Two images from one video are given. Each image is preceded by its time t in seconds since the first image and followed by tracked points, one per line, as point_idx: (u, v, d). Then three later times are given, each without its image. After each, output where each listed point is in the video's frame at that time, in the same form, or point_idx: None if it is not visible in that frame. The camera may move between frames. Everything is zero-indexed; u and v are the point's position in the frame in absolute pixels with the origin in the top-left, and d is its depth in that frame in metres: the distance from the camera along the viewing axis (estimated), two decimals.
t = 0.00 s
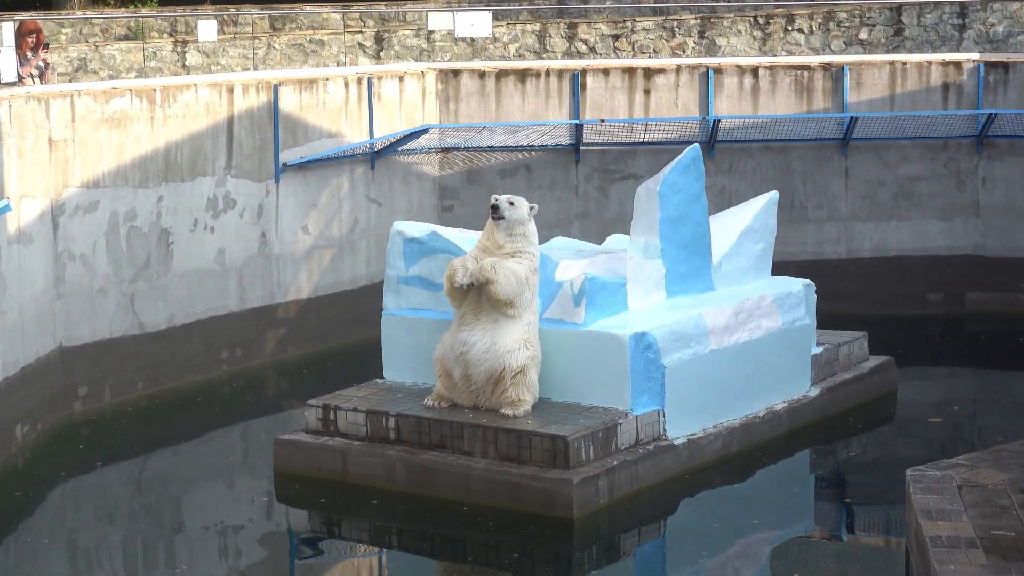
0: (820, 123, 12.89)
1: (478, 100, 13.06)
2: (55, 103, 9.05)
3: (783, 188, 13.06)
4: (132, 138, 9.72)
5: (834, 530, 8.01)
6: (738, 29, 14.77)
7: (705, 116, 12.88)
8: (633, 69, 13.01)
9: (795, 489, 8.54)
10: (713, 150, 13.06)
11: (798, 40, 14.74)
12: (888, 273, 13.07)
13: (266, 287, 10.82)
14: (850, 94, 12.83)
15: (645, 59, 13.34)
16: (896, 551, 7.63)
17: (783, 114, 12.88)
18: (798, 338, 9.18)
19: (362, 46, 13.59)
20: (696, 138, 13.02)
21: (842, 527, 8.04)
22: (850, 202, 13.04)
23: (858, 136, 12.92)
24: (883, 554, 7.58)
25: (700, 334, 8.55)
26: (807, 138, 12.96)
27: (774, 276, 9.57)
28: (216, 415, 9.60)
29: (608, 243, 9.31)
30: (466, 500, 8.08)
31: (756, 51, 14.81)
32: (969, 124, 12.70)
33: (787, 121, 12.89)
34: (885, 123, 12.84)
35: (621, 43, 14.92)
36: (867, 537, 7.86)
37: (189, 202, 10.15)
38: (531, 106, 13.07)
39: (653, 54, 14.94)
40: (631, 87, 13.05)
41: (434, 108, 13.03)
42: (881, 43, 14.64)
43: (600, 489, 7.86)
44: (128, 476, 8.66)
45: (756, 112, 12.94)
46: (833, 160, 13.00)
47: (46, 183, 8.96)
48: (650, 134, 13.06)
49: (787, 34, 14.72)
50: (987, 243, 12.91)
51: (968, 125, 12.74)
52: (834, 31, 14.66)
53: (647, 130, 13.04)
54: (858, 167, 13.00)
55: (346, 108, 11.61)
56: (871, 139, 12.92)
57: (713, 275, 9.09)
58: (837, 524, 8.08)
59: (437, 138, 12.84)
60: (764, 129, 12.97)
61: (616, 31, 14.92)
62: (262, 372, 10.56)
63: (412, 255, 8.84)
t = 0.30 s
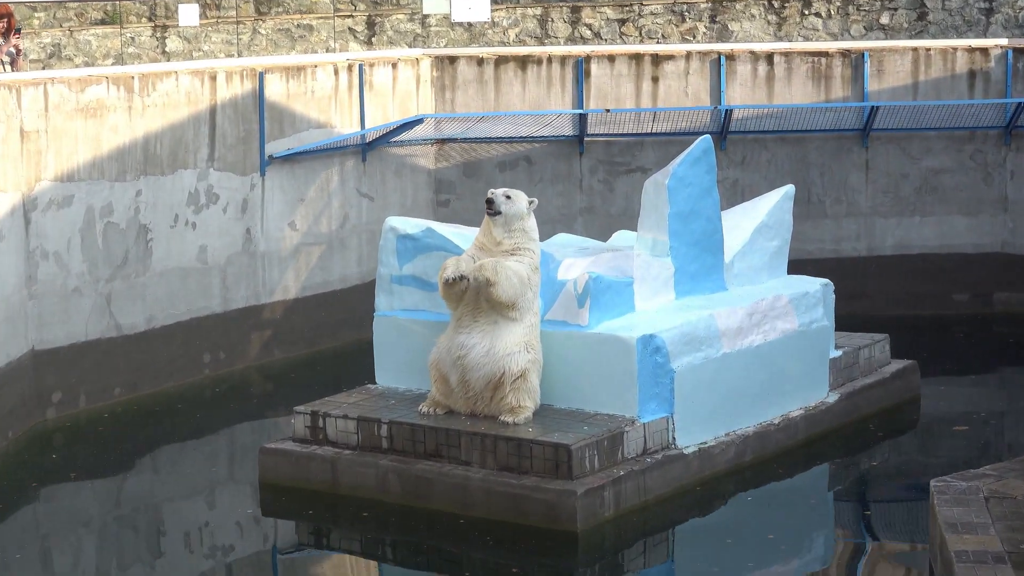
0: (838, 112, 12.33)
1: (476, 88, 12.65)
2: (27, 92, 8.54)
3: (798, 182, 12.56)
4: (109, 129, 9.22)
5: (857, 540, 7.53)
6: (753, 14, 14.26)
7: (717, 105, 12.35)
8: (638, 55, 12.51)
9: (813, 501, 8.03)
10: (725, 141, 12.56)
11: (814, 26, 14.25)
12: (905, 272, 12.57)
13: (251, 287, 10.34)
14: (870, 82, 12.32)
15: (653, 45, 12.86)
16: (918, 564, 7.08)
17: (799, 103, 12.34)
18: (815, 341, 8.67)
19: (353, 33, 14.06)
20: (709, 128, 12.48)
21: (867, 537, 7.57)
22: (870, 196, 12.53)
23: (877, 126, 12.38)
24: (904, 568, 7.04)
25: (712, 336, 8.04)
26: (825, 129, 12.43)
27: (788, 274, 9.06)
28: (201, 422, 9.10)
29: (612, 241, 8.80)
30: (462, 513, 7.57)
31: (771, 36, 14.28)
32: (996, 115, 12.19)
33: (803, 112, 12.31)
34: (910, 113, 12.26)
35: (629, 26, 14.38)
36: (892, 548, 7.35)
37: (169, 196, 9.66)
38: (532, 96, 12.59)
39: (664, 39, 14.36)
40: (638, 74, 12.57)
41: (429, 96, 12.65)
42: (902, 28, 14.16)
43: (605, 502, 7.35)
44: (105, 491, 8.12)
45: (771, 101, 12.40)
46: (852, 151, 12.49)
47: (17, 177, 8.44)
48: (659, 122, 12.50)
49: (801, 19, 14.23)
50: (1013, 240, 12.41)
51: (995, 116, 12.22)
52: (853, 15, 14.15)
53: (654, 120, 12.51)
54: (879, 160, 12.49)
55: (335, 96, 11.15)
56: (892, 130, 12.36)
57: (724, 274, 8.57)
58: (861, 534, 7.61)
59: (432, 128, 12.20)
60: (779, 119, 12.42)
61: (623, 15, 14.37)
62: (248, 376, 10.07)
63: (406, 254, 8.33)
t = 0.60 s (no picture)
0: (855, 106, 11.91)
1: (473, 78, 12.20)
2: None
3: (813, 178, 12.15)
4: (84, 122, 8.80)
5: (870, 550, 7.09)
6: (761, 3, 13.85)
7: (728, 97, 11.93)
8: (644, 44, 12.08)
9: (828, 516, 7.56)
10: (736, 136, 12.12)
11: (830, 14, 13.80)
12: (921, 272, 12.12)
13: (234, 288, 9.94)
14: (890, 72, 11.92)
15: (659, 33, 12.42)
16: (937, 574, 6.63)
17: (813, 95, 11.94)
18: (830, 346, 8.23)
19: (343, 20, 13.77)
20: (718, 122, 12.10)
21: (881, 546, 7.14)
22: (888, 192, 12.12)
23: (897, 120, 11.97)
24: None
25: (720, 341, 7.60)
26: (840, 123, 12.01)
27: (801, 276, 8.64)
28: (183, 429, 8.67)
29: (616, 239, 8.40)
30: (457, 527, 7.13)
31: (783, 24, 13.84)
32: (1020, 108, 11.79)
33: (817, 104, 11.84)
34: (931, 106, 11.82)
35: (635, 15, 13.85)
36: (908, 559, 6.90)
37: (149, 192, 9.26)
38: (532, 87, 12.19)
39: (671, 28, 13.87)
40: (643, 65, 12.13)
41: (422, 88, 12.20)
42: (922, 16, 13.65)
43: (607, 515, 6.91)
44: (81, 501, 7.68)
45: (784, 94, 11.98)
46: (870, 146, 12.10)
47: None
48: (666, 117, 12.14)
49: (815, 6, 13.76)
50: None
51: (1018, 109, 11.82)
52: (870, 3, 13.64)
53: (660, 113, 12.11)
54: (897, 155, 12.09)
55: (322, 88, 10.77)
56: (912, 124, 11.98)
57: (734, 275, 8.14)
58: (876, 544, 7.17)
59: (426, 121, 11.90)
60: (794, 112, 11.97)
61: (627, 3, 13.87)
62: (234, 381, 9.64)
63: (400, 253, 7.90)
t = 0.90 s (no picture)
0: (872, 97, 11.53)
1: (467, 69, 11.80)
2: None
3: (827, 172, 11.74)
4: (56, 116, 8.37)
5: (893, 562, 6.69)
6: None
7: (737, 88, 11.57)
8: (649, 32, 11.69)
9: (844, 532, 7.08)
10: (745, 131, 11.74)
11: (845, 1, 12.94)
12: (933, 273, 11.69)
13: (215, 291, 9.55)
14: (907, 63, 11.51)
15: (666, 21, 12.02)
16: None
17: (829, 87, 11.57)
18: (846, 351, 7.77)
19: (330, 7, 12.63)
20: (728, 115, 11.72)
21: (904, 556, 6.75)
22: (906, 190, 11.70)
23: (915, 112, 11.56)
24: None
25: (729, 347, 7.15)
26: (857, 116, 11.61)
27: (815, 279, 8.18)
28: (161, 438, 8.24)
29: (619, 240, 7.98)
30: (451, 544, 6.67)
31: (794, 12, 13.02)
32: None
33: (832, 95, 11.49)
34: (952, 101, 11.46)
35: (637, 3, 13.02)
36: (929, 569, 6.53)
37: (124, 190, 8.84)
38: (529, 78, 11.79)
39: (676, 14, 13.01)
40: (648, 54, 11.75)
41: (414, 78, 11.78)
42: (943, 3, 12.78)
43: (610, 533, 6.45)
44: (50, 513, 7.25)
45: (797, 84, 11.62)
46: (888, 141, 11.68)
47: None
48: (672, 109, 11.78)
49: None
50: None
51: None
52: None
53: (666, 105, 11.77)
54: (914, 151, 11.66)
55: (308, 78, 10.40)
56: (933, 117, 11.57)
57: (744, 277, 7.68)
58: (898, 554, 6.77)
59: (417, 113, 11.46)
60: (808, 104, 11.55)
61: None
62: (212, 389, 9.24)
63: (389, 254, 7.45)
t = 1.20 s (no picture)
0: (893, 90, 11.15)
1: (464, 59, 11.54)
2: None
3: (844, 167, 11.37)
4: (29, 110, 7.97)
5: None
6: None
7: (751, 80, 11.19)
8: (658, 20, 11.35)
9: (862, 548, 6.62)
10: (759, 124, 11.40)
11: None
12: (947, 275, 11.33)
13: (197, 294, 9.19)
14: (931, 53, 11.14)
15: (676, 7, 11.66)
16: None
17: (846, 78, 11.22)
18: (866, 359, 7.38)
19: None
20: (740, 109, 11.36)
21: None
22: (928, 186, 11.32)
23: (939, 106, 11.18)
24: None
25: (742, 353, 6.73)
26: (877, 109, 11.26)
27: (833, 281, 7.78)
28: (140, 450, 7.84)
29: (625, 239, 7.61)
30: (447, 564, 6.23)
31: None
32: None
33: (850, 88, 11.13)
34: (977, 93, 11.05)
35: None
36: None
37: (102, 187, 8.48)
38: (530, 69, 11.48)
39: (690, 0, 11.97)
40: (657, 44, 11.41)
41: (410, 69, 11.56)
42: None
43: (616, 551, 6.00)
44: (24, 526, 6.86)
45: (814, 76, 11.26)
46: (911, 134, 11.31)
47: None
48: (680, 103, 11.38)
49: None
50: None
51: None
52: None
53: (675, 98, 11.36)
54: (936, 145, 11.30)
55: (292, 70, 10.07)
56: (957, 111, 11.18)
57: (757, 280, 7.28)
58: None
59: (412, 107, 11.23)
60: (824, 97, 11.25)
61: None
62: (195, 399, 8.87)
63: (382, 255, 7.06)
